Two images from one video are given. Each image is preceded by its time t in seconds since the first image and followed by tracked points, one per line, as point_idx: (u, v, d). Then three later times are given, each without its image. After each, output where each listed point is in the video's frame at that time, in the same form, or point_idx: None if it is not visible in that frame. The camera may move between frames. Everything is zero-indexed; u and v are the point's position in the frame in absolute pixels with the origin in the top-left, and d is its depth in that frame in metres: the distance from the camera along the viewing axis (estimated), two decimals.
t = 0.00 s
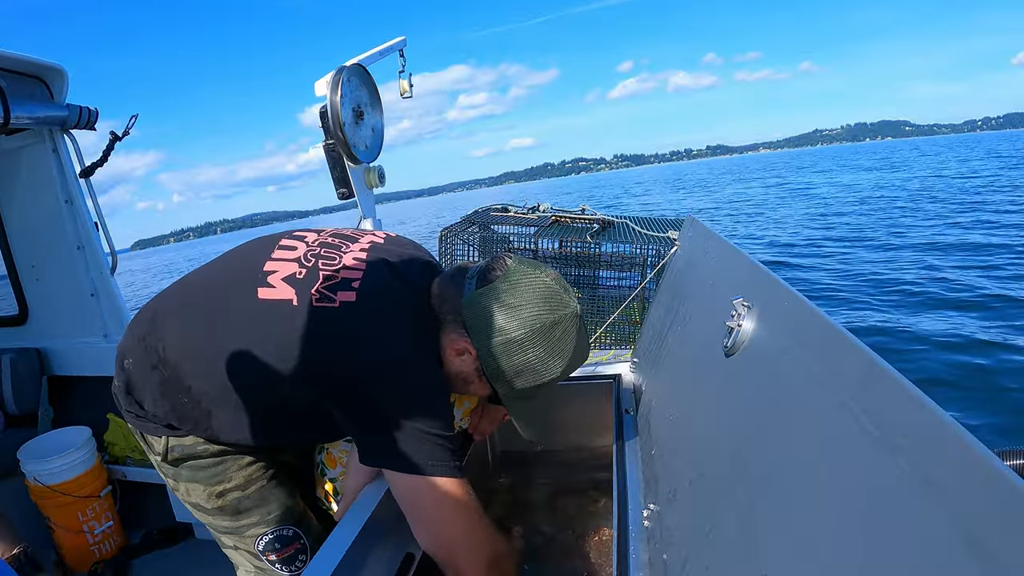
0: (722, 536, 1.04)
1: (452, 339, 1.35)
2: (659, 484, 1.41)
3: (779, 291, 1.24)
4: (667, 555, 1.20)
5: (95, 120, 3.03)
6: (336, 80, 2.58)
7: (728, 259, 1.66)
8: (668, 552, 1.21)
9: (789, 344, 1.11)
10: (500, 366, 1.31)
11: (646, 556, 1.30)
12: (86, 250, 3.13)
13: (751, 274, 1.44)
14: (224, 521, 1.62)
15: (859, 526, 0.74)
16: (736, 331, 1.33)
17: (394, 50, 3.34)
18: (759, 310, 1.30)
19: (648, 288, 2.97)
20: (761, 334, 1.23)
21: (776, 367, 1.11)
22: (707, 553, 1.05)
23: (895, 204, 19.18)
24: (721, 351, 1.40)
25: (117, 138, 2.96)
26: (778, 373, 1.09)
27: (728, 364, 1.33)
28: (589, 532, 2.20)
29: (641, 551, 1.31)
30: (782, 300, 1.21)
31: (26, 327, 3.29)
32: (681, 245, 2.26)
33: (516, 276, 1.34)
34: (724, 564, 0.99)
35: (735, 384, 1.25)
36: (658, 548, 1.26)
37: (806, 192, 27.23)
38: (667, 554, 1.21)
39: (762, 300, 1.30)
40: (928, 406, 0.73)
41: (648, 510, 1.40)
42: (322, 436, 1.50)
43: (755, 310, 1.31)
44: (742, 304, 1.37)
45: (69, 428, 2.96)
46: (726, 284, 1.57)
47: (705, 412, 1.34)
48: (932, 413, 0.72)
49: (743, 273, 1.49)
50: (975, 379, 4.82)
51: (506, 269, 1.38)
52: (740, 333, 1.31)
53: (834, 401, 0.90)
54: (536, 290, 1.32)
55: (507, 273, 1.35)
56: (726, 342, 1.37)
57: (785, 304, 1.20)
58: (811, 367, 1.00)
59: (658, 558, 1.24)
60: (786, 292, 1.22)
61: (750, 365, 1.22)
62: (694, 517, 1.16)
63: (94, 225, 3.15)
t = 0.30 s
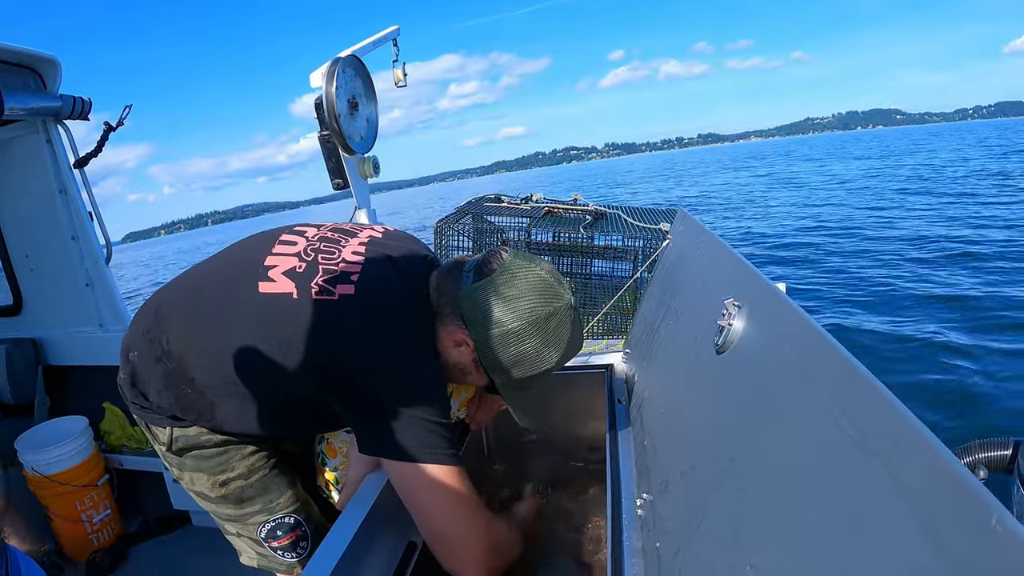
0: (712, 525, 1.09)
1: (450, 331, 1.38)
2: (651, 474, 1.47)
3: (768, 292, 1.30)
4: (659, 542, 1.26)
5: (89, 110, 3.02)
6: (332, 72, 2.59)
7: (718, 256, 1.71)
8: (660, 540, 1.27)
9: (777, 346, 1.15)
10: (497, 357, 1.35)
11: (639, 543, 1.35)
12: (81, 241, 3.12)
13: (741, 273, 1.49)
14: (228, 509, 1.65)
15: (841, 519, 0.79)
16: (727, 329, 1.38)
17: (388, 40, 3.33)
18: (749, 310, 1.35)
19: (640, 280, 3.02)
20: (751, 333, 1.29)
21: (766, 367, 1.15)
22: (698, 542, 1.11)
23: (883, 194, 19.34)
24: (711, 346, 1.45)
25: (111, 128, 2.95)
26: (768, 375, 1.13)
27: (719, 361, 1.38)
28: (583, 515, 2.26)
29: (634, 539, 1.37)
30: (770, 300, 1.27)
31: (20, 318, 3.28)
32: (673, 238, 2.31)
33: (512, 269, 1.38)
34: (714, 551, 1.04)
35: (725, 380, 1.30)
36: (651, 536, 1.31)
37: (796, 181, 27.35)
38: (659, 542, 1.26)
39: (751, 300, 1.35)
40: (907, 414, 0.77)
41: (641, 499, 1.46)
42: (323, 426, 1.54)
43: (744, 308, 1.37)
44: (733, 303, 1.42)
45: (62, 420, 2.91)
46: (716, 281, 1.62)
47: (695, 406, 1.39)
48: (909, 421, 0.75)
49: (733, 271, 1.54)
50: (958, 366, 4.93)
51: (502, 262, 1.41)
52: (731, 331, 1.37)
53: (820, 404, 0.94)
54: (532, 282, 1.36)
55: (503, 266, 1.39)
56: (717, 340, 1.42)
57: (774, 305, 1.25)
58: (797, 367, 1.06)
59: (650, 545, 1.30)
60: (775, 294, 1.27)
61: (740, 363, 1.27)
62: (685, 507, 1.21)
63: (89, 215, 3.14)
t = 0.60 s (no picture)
0: (707, 507, 1.13)
1: (447, 320, 1.40)
2: (646, 459, 1.50)
3: (762, 283, 1.33)
4: (655, 524, 1.29)
5: (83, 102, 2.99)
6: (327, 63, 2.58)
7: (711, 247, 1.73)
8: (656, 522, 1.30)
9: (773, 336, 1.18)
10: (494, 345, 1.38)
11: (635, 526, 1.38)
12: (76, 232, 3.11)
13: (735, 263, 1.52)
14: (229, 498, 1.68)
15: (833, 500, 0.83)
16: (720, 319, 1.41)
17: (382, 30, 3.32)
18: (742, 299, 1.38)
19: (633, 270, 3.06)
20: (744, 322, 1.32)
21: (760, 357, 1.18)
22: (692, 523, 1.14)
23: (872, 183, 19.50)
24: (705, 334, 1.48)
25: (106, 119, 2.93)
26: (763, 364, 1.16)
27: (712, 349, 1.41)
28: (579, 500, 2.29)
29: (630, 521, 1.40)
30: (764, 291, 1.30)
31: (15, 310, 3.26)
32: (666, 229, 2.34)
33: (508, 258, 1.40)
34: (709, 532, 1.08)
35: (718, 368, 1.33)
36: (647, 519, 1.34)
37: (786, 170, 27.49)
38: (655, 524, 1.29)
39: (744, 290, 1.38)
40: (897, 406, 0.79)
41: (636, 483, 1.49)
42: (323, 414, 1.56)
43: (736, 299, 1.40)
44: (726, 292, 1.46)
45: (60, 411, 2.88)
46: (710, 271, 1.65)
47: (689, 392, 1.42)
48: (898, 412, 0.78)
49: (727, 262, 1.57)
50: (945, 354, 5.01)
51: (498, 252, 1.43)
52: (724, 321, 1.39)
53: (813, 394, 0.97)
54: (527, 272, 1.38)
55: (500, 256, 1.41)
56: (710, 328, 1.46)
57: (767, 294, 1.28)
58: (790, 354, 1.09)
59: (646, 527, 1.33)
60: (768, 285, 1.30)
61: (733, 351, 1.30)
62: (680, 489, 1.25)
63: (84, 206, 3.13)
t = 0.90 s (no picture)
0: (701, 488, 1.16)
1: (445, 312, 1.42)
2: (641, 444, 1.54)
3: (754, 271, 1.36)
4: (652, 506, 1.33)
5: (76, 99, 2.97)
6: (322, 58, 2.58)
7: (704, 238, 1.76)
8: (652, 504, 1.34)
9: (767, 324, 1.20)
10: (491, 337, 1.40)
11: (631, 509, 1.42)
12: (71, 229, 3.11)
13: (727, 253, 1.55)
14: (230, 490, 1.70)
15: (824, 478, 0.86)
16: (712, 308, 1.44)
17: (375, 25, 3.30)
18: (733, 286, 1.42)
19: (626, 261, 3.09)
20: (736, 308, 1.35)
21: (756, 345, 1.20)
22: (687, 503, 1.18)
23: (862, 173, 19.63)
24: (697, 323, 1.52)
25: (100, 116, 2.91)
26: (758, 351, 1.18)
27: (704, 336, 1.45)
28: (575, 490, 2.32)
29: (626, 504, 1.44)
30: (755, 279, 1.33)
31: (9, 308, 3.24)
32: (657, 220, 2.38)
33: (504, 252, 1.42)
34: (704, 512, 1.12)
35: (711, 354, 1.37)
36: (643, 502, 1.38)
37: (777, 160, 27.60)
38: (651, 506, 1.33)
39: (735, 278, 1.42)
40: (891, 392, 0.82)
41: (632, 468, 1.53)
42: (323, 406, 1.58)
43: (728, 288, 1.43)
44: (718, 282, 1.49)
45: (58, 407, 2.81)
46: (702, 261, 1.69)
47: (683, 378, 1.46)
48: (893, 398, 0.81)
49: (718, 252, 1.60)
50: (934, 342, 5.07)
51: (495, 246, 1.45)
52: (715, 308, 1.43)
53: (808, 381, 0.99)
54: (523, 265, 1.40)
55: (496, 249, 1.43)
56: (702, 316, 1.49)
57: (758, 283, 1.31)
58: (781, 341, 1.12)
59: (642, 510, 1.37)
60: (758, 273, 1.34)
61: (726, 338, 1.34)
62: (674, 471, 1.29)
63: (78, 203, 3.11)
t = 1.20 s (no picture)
0: (688, 475, 1.20)
1: (438, 308, 1.45)
2: (631, 435, 1.58)
3: (737, 263, 1.40)
4: (641, 495, 1.37)
5: (67, 102, 2.96)
6: (312, 58, 2.58)
7: (690, 232, 1.80)
8: (641, 492, 1.38)
9: (752, 318, 1.23)
10: (483, 331, 1.43)
11: (621, 497, 1.46)
12: (64, 232, 3.11)
13: (710, 246, 1.59)
14: (228, 489, 1.73)
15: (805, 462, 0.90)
16: (697, 301, 1.48)
17: (364, 25, 3.31)
18: (717, 278, 1.46)
19: (615, 257, 3.13)
20: (720, 299, 1.39)
21: (741, 338, 1.23)
22: (675, 491, 1.21)
23: (850, 164, 19.77)
24: (683, 315, 1.56)
25: (91, 119, 2.90)
26: (743, 345, 1.21)
27: (690, 327, 1.49)
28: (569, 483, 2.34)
29: (616, 494, 1.47)
30: (738, 270, 1.37)
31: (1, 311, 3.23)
32: (645, 215, 2.42)
33: (494, 248, 1.45)
34: (691, 498, 1.15)
35: (697, 345, 1.41)
36: (633, 490, 1.42)
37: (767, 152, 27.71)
38: (641, 494, 1.37)
39: (720, 271, 1.46)
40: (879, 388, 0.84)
41: (622, 458, 1.57)
42: (319, 402, 1.62)
43: (712, 280, 1.47)
44: (703, 276, 1.53)
45: (52, 410, 2.81)
46: (687, 254, 1.73)
47: (670, 368, 1.50)
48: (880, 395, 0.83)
49: (703, 246, 1.64)
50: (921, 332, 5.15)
51: (485, 241, 1.48)
52: (701, 299, 1.47)
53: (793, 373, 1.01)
54: (513, 260, 1.43)
55: (487, 244, 1.46)
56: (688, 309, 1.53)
57: (741, 274, 1.35)
58: (764, 332, 1.16)
59: (632, 499, 1.41)
60: (741, 265, 1.38)
61: (711, 328, 1.38)
62: (663, 459, 1.32)
63: (70, 206, 3.12)
